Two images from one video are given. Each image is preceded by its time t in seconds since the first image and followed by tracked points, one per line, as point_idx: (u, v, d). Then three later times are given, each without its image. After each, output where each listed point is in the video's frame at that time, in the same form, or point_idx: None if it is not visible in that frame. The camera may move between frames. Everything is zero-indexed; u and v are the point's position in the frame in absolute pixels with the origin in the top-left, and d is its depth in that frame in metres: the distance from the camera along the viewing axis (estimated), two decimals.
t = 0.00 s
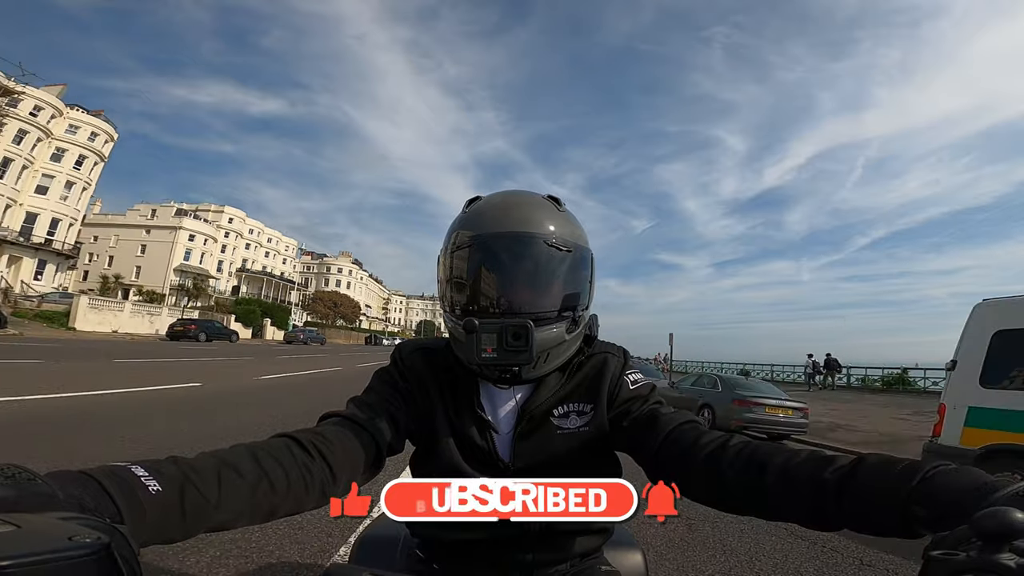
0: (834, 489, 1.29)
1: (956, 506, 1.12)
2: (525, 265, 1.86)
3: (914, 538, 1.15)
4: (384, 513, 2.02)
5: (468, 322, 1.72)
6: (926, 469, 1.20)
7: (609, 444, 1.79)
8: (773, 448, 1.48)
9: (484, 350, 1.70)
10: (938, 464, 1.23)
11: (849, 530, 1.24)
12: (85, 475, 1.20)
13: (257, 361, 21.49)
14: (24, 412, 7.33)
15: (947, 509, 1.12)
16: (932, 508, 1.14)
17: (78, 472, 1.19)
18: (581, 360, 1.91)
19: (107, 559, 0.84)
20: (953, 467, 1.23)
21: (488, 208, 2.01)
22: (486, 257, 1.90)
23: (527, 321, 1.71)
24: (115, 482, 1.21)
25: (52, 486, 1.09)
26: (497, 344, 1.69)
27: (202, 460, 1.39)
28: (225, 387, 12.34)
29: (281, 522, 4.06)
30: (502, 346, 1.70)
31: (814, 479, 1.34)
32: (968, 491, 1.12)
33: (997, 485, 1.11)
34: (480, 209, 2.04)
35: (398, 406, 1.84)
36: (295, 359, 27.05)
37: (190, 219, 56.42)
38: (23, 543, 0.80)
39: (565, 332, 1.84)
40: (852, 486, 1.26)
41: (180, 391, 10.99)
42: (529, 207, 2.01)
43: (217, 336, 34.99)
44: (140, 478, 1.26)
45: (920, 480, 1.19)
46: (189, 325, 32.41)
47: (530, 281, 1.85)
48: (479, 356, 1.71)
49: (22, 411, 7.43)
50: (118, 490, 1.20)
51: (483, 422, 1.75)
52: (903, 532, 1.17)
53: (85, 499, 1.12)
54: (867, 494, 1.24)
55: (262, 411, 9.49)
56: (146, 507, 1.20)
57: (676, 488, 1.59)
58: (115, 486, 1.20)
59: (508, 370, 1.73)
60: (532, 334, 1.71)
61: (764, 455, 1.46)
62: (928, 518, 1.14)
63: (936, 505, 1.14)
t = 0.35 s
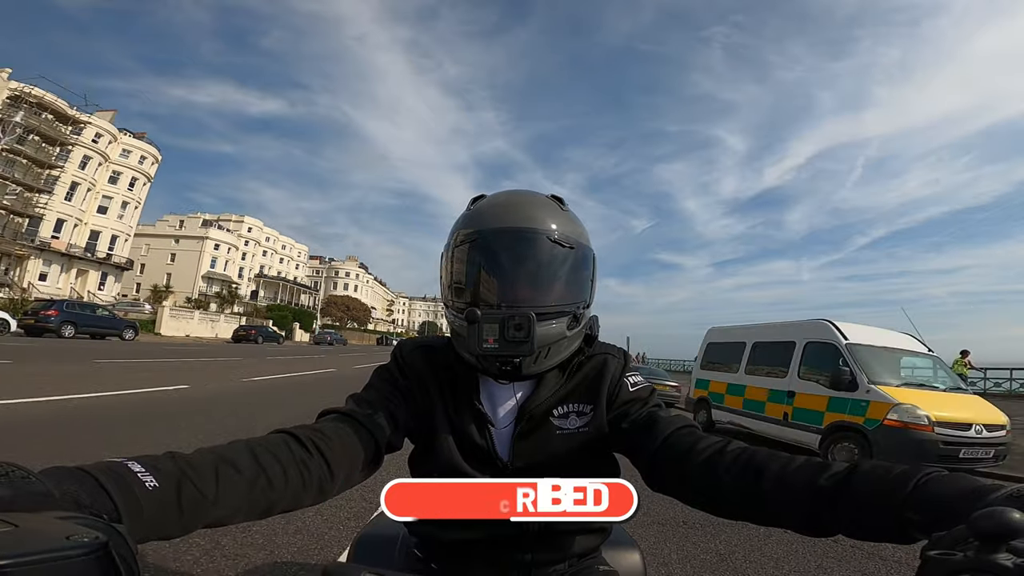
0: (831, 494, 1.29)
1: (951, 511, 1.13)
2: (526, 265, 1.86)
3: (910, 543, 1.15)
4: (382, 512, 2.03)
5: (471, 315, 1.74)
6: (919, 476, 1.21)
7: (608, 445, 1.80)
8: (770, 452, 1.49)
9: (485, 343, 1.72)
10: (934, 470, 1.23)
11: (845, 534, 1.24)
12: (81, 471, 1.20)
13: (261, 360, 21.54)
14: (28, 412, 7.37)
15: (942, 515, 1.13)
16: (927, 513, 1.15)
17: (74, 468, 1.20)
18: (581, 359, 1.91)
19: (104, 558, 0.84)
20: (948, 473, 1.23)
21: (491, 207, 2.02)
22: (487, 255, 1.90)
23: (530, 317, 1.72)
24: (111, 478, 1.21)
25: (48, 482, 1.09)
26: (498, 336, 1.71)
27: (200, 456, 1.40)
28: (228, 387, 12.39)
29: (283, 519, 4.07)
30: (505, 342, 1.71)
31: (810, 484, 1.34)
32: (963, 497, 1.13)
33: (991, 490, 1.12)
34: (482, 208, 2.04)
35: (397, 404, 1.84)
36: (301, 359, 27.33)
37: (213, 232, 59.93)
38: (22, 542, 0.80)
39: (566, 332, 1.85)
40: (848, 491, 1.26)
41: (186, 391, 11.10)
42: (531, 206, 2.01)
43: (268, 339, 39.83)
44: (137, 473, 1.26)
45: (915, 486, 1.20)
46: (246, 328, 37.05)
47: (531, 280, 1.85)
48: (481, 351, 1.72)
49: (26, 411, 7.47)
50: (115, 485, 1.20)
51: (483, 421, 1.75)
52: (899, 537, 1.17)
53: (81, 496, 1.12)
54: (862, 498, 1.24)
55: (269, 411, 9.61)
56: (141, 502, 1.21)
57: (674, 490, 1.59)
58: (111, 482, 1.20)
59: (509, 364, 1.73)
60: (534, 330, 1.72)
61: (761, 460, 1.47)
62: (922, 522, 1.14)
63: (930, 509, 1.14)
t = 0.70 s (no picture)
0: (830, 496, 1.29)
1: (949, 510, 1.13)
2: (526, 266, 1.86)
3: (911, 543, 1.15)
4: (383, 514, 2.03)
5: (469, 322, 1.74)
6: (919, 475, 1.21)
7: (608, 447, 1.79)
8: (769, 453, 1.49)
9: (484, 350, 1.72)
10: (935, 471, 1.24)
11: (845, 535, 1.24)
12: (81, 474, 1.20)
13: (262, 362, 21.72)
14: (35, 415, 7.49)
15: (942, 515, 1.13)
16: (927, 513, 1.15)
17: (74, 470, 1.20)
18: (581, 362, 1.91)
19: (106, 560, 0.84)
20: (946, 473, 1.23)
21: (490, 209, 2.01)
22: (486, 258, 1.90)
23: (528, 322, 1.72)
24: (111, 481, 1.21)
25: (47, 484, 1.09)
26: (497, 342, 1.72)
27: (200, 459, 1.40)
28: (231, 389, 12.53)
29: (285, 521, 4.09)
30: (505, 348, 1.72)
31: (810, 485, 1.34)
32: (964, 496, 1.13)
33: (991, 490, 1.12)
34: (482, 209, 2.04)
35: (397, 407, 1.84)
36: (308, 360, 27.54)
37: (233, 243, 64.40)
38: (23, 543, 0.81)
39: (565, 334, 1.85)
40: (848, 494, 1.26)
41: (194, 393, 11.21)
42: (530, 207, 2.01)
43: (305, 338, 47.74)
44: (137, 477, 1.26)
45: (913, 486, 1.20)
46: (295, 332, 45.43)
47: (530, 282, 1.85)
48: (479, 356, 1.72)
49: (33, 413, 7.58)
50: (115, 489, 1.20)
51: (482, 423, 1.75)
52: (898, 537, 1.17)
53: (81, 498, 1.12)
54: (861, 500, 1.24)
55: (276, 413, 9.72)
56: (142, 505, 1.21)
57: (674, 492, 1.59)
58: (111, 485, 1.20)
59: (508, 372, 1.73)
60: (533, 335, 1.73)
61: (761, 462, 1.47)
62: (922, 521, 1.15)
63: (929, 508, 1.15)
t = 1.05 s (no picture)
0: (830, 496, 1.29)
1: (950, 510, 1.13)
2: (524, 265, 1.86)
3: (912, 543, 1.15)
4: (382, 515, 2.03)
5: (464, 324, 1.74)
6: (919, 475, 1.21)
7: (608, 445, 1.79)
8: (771, 451, 1.48)
9: (479, 351, 1.72)
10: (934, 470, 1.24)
11: (845, 534, 1.24)
12: (81, 475, 1.20)
13: (263, 363, 21.87)
14: (36, 416, 7.54)
15: (944, 515, 1.13)
16: (929, 513, 1.15)
17: (73, 472, 1.20)
18: (579, 360, 1.91)
19: (105, 560, 0.84)
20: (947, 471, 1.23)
21: (484, 210, 2.01)
22: (482, 258, 1.90)
23: (523, 323, 1.72)
24: (110, 483, 1.21)
25: (47, 486, 1.09)
26: (492, 344, 1.72)
27: (199, 460, 1.40)
28: (231, 390, 12.60)
29: (282, 522, 4.08)
30: (499, 347, 1.71)
31: (811, 484, 1.34)
32: (965, 497, 1.13)
33: (991, 489, 1.12)
34: (478, 210, 2.04)
35: (396, 405, 1.84)
36: (311, 361, 27.57)
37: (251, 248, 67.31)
38: (25, 544, 0.80)
39: (562, 333, 1.85)
40: (848, 494, 1.26)
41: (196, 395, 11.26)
42: (527, 208, 2.01)
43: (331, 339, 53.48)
44: (136, 478, 1.26)
45: (915, 485, 1.20)
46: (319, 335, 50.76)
47: (527, 282, 1.85)
48: (475, 357, 1.73)
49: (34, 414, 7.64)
50: (114, 490, 1.20)
51: (482, 422, 1.75)
52: (899, 535, 1.17)
53: (81, 499, 1.12)
54: (861, 499, 1.24)
55: (278, 414, 9.73)
56: (142, 506, 1.21)
57: (675, 490, 1.59)
58: (109, 487, 1.20)
59: (504, 369, 1.73)
60: (528, 335, 1.73)
61: (762, 461, 1.47)
62: (925, 521, 1.15)
63: (930, 508, 1.15)
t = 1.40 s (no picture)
0: (828, 499, 1.29)
1: (949, 513, 1.13)
2: (519, 266, 1.86)
3: (911, 546, 1.15)
4: (380, 516, 2.02)
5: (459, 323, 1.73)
6: (919, 479, 1.21)
7: (606, 447, 1.79)
8: (769, 454, 1.48)
9: (472, 352, 1.72)
10: (933, 474, 1.23)
11: (843, 538, 1.24)
12: (79, 475, 1.20)
13: (262, 365, 21.95)
14: (36, 418, 7.55)
15: (942, 517, 1.13)
16: (929, 517, 1.15)
17: (71, 473, 1.19)
18: (576, 361, 1.91)
19: (102, 560, 0.84)
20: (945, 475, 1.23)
21: (479, 212, 2.01)
22: (478, 260, 1.90)
23: (517, 323, 1.72)
24: (108, 483, 1.21)
25: (46, 486, 1.09)
26: (486, 344, 1.71)
27: (197, 461, 1.40)
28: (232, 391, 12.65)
29: (282, 523, 4.08)
30: (492, 349, 1.71)
31: (810, 487, 1.34)
32: (964, 500, 1.12)
33: (990, 493, 1.11)
34: (473, 212, 2.03)
35: (395, 407, 1.84)
36: (314, 362, 27.60)
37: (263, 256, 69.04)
38: (20, 543, 0.80)
39: (558, 333, 1.85)
40: (845, 497, 1.26)
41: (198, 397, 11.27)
42: (522, 209, 2.01)
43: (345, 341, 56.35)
44: (135, 479, 1.26)
45: (913, 487, 1.20)
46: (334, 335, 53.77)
47: (523, 282, 1.85)
48: (470, 357, 1.73)
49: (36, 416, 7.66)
50: (112, 491, 1.20)
51: (480, 422, 1.74)
52: (896, 538, 1.17)
53: (78, 500, 1.12)
54: (862, 501, 1.24)
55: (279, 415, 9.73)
56: (139, 506, 1.20)
57: (672, 492, 1.59)
58: (107, 488, 1.20)
59: (498, 370, 1.73)
60: (521, 335, 1.72)
61: (761, 464, 1.46)
62: (924, 525, 1.14)
63: (930, 512, 1.15)
